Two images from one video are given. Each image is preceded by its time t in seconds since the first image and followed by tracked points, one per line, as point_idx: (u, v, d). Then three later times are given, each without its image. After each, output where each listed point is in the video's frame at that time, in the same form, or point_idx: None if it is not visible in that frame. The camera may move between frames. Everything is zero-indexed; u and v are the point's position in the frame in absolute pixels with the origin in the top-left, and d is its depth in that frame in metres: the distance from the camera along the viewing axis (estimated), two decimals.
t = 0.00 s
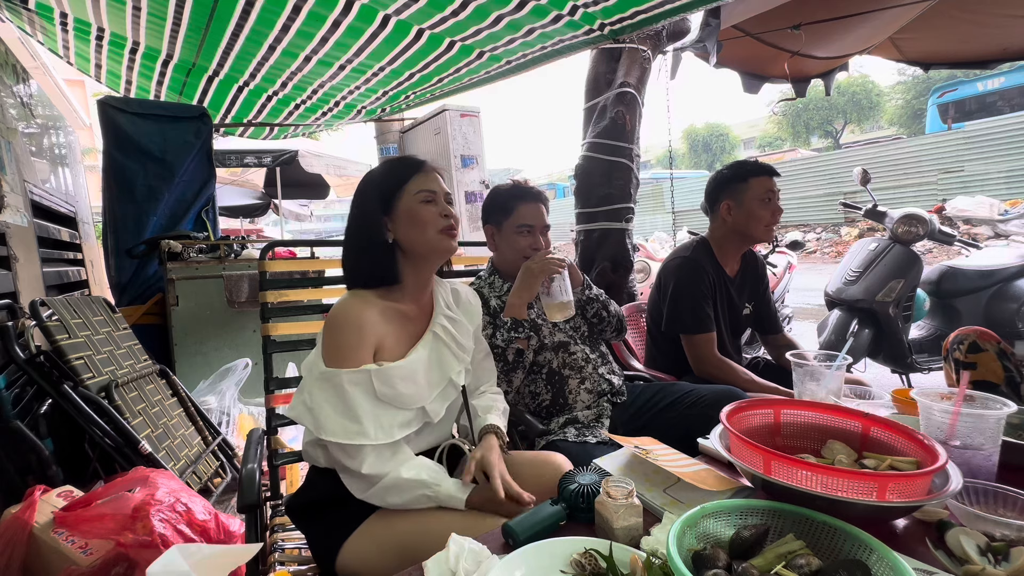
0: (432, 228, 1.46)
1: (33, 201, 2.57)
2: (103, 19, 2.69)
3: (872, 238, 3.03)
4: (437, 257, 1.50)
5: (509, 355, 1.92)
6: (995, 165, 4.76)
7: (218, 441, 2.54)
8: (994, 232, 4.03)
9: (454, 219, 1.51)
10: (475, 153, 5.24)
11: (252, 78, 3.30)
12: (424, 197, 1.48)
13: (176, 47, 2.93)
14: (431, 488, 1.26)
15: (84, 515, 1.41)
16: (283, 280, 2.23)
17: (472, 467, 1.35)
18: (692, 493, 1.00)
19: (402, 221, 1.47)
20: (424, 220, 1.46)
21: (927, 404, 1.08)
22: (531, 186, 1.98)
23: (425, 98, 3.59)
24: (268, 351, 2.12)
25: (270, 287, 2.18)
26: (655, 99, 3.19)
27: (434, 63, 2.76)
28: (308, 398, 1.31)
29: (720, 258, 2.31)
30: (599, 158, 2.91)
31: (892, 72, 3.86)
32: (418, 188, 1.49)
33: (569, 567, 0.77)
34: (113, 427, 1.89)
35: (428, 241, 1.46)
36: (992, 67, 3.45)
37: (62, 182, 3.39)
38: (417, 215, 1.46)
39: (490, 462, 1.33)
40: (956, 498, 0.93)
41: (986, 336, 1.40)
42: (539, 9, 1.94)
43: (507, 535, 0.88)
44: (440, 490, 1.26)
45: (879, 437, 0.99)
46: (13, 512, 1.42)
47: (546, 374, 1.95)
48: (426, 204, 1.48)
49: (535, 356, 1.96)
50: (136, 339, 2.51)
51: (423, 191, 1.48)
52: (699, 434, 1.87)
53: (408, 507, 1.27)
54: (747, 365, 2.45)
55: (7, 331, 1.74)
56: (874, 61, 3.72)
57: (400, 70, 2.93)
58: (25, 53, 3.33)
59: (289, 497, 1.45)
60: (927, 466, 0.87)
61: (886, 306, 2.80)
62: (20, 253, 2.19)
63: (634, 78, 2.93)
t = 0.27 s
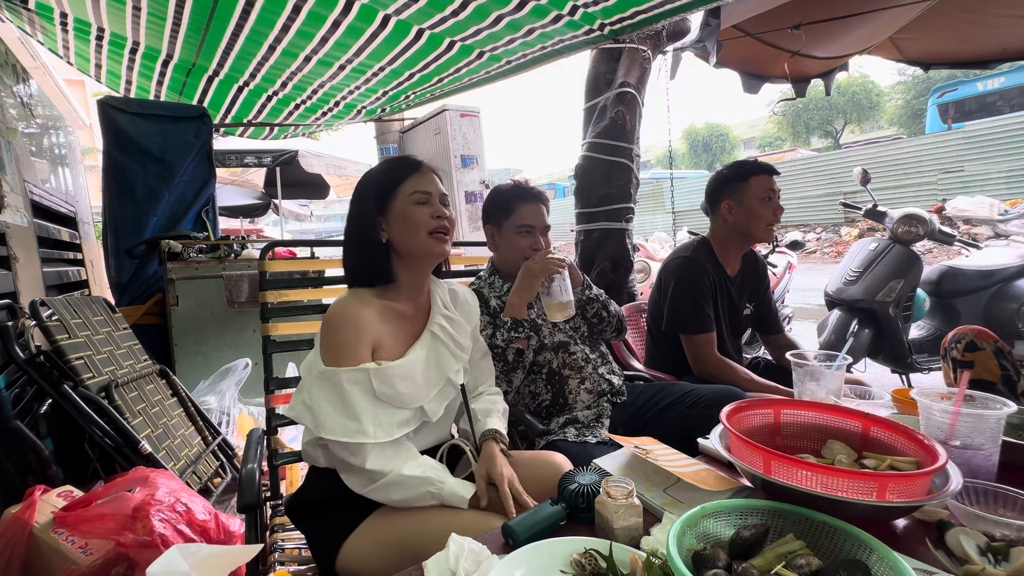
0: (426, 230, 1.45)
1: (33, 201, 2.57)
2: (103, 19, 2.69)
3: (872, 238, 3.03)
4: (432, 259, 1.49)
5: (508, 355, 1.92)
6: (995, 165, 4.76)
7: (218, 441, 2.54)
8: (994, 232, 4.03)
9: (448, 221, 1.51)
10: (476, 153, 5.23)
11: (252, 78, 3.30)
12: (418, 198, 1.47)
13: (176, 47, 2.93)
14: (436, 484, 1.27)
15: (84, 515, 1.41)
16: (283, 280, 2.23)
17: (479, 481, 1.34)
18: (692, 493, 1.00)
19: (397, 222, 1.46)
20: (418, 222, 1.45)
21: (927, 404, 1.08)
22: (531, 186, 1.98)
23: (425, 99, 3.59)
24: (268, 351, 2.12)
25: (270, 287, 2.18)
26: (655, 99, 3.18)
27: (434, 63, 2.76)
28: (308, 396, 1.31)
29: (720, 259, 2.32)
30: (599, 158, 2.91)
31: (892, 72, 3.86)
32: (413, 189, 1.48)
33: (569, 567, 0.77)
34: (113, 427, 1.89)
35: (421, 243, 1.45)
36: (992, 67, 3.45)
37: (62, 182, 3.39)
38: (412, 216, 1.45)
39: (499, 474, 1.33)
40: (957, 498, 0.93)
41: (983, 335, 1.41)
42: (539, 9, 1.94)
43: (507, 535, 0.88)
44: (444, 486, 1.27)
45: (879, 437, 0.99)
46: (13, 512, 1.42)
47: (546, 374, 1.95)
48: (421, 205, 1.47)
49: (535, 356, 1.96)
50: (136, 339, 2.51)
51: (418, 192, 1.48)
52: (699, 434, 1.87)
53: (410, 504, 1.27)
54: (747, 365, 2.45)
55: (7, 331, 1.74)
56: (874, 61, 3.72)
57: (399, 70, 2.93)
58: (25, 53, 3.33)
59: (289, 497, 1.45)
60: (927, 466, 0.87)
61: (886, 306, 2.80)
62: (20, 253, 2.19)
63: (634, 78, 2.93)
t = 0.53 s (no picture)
0: (423, 232, 1.45)
1: (33, 201, 2.58)
2: (103, 19, 2.69)
3: (872, 238, 3.03)
4: (430, 260, 1.49)
5: (508, 355, 1.92)
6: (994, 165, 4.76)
7: (218, 441, 2.54)
8: (994, 232, 4.03)
9: (446, 224, 1.50)
10: (476, 153, 5.23)
11: (252, 78, 3.30)
12: (417, 200, 1.47)
13: (176, 47, 2.93)
14: (442, 482, 1.27)
15: (84, 514, 1.41)
16: (283, 280, 2.23)
17: (490, 487, 1.34)
18: (692, 493, 1.00)
19: (394, 223, 1.46)
20: (416, 224, 1.45)
21: (927, 404, 1.08)
22: (531, 186, 1.98)
23: (425, 99, 3.59)
24: (268, 351, 2.12)
25: (270, 287, 2.18)
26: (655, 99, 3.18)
27: (434, 63, 2.76)
28: (310, 394, 1.31)
29: (721, 259, 2.32)
30: (599, 158, 2.91)
31: (892, 72, 3.86)
32: (412, 191, 1.48)
33: (569, 567, 0.77)
34: (113, 427, 1.90)
35: (417, 244, 1.45)
36: (992, 67, 3.45)
37: (62, 182, 3.39)
38: (410, 218, 1.45)
39: (510, 481, 1.34)
40: (957, 498, 0.93)
41: (983, 336, 1.40)
42: (539, 9, 1.94)
43: (507, 535, 0.88)
44: (450, 485, 1.28)
45: (879, 437, 0.99)
46: (13, 512, 1.42)
47: (546, 374, 1.95)
48: (419, 207, 1.47)
49: (535, 356, 1.96)
50: (136, 339, 2.51)
51: (416, 194, 1.47)
52: (699, 434, 1.86)
53: (413, 503, 1.27)
54: (747, 365, 2.45)
55: (7, 331, 1.74)
56: (874, 61, 3.72)
57: (399, 70, 2.93)
58: (25, 53, 3.33)
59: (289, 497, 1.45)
60: (926, 466, 0.87)
61: (886, 306, 2.80)
62: (20, 253, 2.19)
63: (634, 78, 2.93)
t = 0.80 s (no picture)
0: (422, 234, 1.45)
1: (33, 202, 2.58)
2: (103, 19, 2.69)
3: (872, 238, 3.03)
4: (430, 261, 1.49)
5: (508, 355, 1.92)
6: (994, 165, 4.75)
7: (218, 441, 2.54)
8: (994, 232, 4.03)
9: (446, 224, 1.50)
10: (476, 153, 5.23)
11: (252, 78, 3.30)
12: (416, 201, 1.46)
13: (176, 47, 2.93)
14: (442, 484, 1.27)
15: (84, 514, 1.41)
16: (283, 280, 2.23)
17: (490, 488, 1.34)
18: (692, 493, 1.00)
19: (394, 224, 1.46)
20: (415, 226, 1.44)
21: (927, 404, 1.08)
22: (531, 186, 1.98)
23: (425, 99, 3.59)
24: (268, 351, 2.12)
25: (270, 287, 2.18)
26: (655, 99, 3.18)
27: (434, 63, 2.76)
28: (311, 397, 1.31)
29: (721, 259, 2.32)
30: (599, 158, 2.91)
31: (892, 72, 3.86)
32: (411, 192, 1.47)
33: (569, 567, 0.77)
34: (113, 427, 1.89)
35: (417, 246, 1.45)
36: (992, 67, 3.45)
37: (62, 182, 3.39)
38: (410, 219, 1.45)
39: (511, 482, 1.33)
40: (956, 498, 0.93)
41: (979, 333, 1.39)
42: (539, 9, 1.94)
43: (507, 535, 0.88)
44: (450, 486, 1.28)
45: (879, 437, 0.99)
46: (13, 512, 1.42)
47: (546, 374, 1.95)
48: (419, 208, 1.46)
49: (535, 356, 1.96)
50: (136, 339, 2.51)
51: (415, 195, 1.47)
52: (699, 434, 1.86)
53: (414, 504, 1.27)
54: (747, 365, 2.45)
55: (7, 331, 1.74)
56: (874, 61, 3.72)
57: (400, 70, 2.93)
58: (25, 52, 3.33)
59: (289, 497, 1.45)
60: (926, 466, 0.87)
61: (886, 306, 2.80)
62: (20, 253, 2.19)
63: (634, 78, 2.93)
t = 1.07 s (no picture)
0: (421, 234, 1.45)
1: (33, 202, 2.58)
2: (103, 19, 2.69)
3: (872, 238, 3.03)
4: (430, 262, 1.49)
5: (508, 355, 1.92)
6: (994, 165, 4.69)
7: (218, 441, 2.54)
8: (994, 232, 4.03)
9: (445, 225, 1.50)
10: (476, 153, 5.23)
11: (252, 78, 3.30)
12: (415, 202, 1.46)
13: (176, 47, 2.93)
14: (442, 484, 1.27)
15: (84, 514, 1.41)
16: (283, 280, 2.23)
17: (492, 488, 1.34)
18: (692, 493, 1.00)
19: (395, 225, 1.46)
20: (415, 226, 1.44)
21: (927, 404, 1.08)
22: (531, 186, 1.98)
23: (425, 99, 3.59)
24: (268, 351, 2.12)
25: (270, 287, 2.18)
26: (655, 99, 3.18)
27: (434, 63, 2.76)
28: (311, 399, 1.31)
29: (720, 259, 2.30)
30: (599, 158, 2.91)
31: (892, 72, 3.86)
32: (411, 192, 1.47)
33: (569, 567, 0.77)
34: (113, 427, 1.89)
35: (417, 246, 1.45)
36: (992, 67, 3.45)
37: (62, 182, 3.39)
38: (409, 220, 1.45)
39: (512, 482, 1.33)
40: (957, 498, 0.93)
41: (977, 332, 1.38)
42: (539, 9, 1.94)
43: (507, 535, 0.88)
44: (451, 487, 1.28)
45: (879, 437, 0.99)
46: (13, 512, 1.42)
47: (546, 374, 1.95)
48: (419, 208, 1.46)
49: (535, 356, 1.96)
50: (136, 339, 2.51)
51: (415, 195, 1.47)
52: (699, 434, 1.86)
53: (415, 505, 1.27)
54: (747, 365, 2.45)
55: (7, 331, 1.74)
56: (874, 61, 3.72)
57: (400, 70, 2.93)
58: (25, 53, 3.33)
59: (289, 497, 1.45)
60: (926, 466, 0.87)
61: (886, 306, 2.80)
62: (20, 253, 2.19)
63: (634, 78, 2.93)
